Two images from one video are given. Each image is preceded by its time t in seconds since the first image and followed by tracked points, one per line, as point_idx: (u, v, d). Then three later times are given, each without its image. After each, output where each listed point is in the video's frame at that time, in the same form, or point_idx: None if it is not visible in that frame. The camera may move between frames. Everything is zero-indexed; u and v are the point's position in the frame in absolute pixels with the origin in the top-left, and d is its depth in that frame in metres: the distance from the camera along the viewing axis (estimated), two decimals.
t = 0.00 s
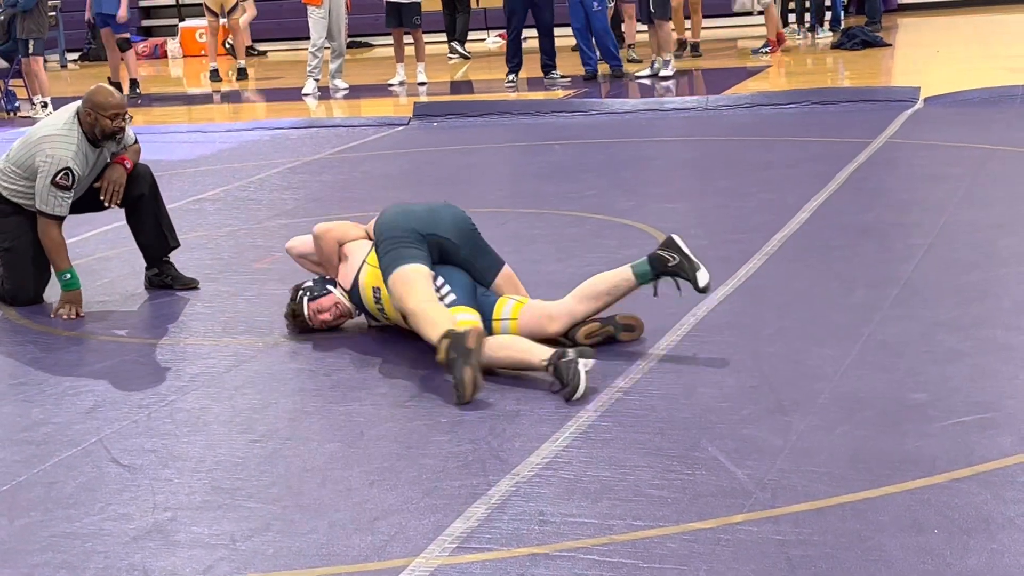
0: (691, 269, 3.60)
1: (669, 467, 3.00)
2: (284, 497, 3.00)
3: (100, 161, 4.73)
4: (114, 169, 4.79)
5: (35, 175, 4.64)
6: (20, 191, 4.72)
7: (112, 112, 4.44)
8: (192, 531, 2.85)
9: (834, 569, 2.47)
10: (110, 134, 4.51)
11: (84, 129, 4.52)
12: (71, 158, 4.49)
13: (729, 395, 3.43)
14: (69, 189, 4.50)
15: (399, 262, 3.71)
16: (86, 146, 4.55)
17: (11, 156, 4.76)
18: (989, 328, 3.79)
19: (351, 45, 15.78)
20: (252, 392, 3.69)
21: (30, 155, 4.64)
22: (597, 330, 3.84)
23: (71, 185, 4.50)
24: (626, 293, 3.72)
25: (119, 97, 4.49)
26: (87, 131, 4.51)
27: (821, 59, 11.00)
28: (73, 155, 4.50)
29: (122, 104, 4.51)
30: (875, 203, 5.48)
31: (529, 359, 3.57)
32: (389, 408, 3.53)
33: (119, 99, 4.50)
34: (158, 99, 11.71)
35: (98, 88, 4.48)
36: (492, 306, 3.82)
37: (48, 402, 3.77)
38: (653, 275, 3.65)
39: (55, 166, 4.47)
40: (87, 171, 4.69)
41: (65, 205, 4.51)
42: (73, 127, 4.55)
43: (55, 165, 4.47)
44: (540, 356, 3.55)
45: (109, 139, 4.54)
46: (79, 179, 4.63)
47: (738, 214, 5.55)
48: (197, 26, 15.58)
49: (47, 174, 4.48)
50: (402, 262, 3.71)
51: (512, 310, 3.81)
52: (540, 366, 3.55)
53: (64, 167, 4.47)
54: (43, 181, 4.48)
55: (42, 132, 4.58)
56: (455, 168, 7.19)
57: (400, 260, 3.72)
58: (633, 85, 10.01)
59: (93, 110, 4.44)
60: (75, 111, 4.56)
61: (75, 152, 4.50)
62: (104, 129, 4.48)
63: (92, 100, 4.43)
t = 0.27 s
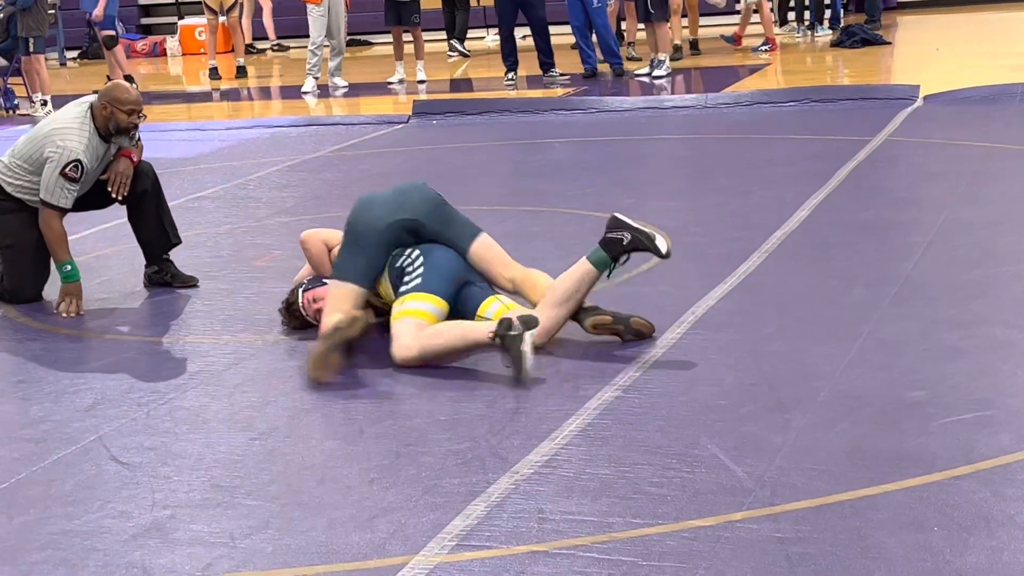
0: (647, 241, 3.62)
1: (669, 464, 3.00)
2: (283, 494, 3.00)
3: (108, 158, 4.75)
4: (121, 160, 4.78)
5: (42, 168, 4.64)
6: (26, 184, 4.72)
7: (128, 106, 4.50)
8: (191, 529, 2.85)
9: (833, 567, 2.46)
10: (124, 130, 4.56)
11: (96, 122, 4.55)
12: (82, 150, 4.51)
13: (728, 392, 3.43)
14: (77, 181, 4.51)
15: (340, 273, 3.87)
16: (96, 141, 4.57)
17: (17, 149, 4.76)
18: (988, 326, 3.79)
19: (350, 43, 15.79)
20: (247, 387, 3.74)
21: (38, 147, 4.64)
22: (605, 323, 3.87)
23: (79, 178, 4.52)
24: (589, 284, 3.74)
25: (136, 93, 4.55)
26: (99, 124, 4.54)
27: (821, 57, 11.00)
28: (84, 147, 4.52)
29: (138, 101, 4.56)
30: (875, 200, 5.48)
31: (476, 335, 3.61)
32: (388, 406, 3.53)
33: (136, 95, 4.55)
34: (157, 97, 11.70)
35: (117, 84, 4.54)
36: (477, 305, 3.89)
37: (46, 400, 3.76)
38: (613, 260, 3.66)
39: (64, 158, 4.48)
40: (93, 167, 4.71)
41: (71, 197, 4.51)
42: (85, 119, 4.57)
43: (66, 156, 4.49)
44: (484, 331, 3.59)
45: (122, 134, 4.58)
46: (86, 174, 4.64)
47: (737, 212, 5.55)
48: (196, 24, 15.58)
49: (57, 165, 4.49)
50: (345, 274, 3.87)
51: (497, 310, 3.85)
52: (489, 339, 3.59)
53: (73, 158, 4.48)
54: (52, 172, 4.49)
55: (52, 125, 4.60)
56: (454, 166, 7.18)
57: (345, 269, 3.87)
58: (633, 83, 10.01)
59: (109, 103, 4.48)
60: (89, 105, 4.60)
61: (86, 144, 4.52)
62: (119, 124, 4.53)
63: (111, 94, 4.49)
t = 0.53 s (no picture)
0: (652, 256, 3.60)
1: (669, 462, 2.99)
2: (283, 492, 3.00)
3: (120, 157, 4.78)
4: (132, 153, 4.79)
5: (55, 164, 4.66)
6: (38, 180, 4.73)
7: (145, 106, 4.54)
8: (192, 526, 2.84)
9: (833, 565, 2.46)
10: (139, 128, 4.60)
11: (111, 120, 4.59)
12: (98, 147, 4.54)
13: (729, 389, 3.43)
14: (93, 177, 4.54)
15: (330, 271, 3.96)
16: (111, 138, 4.61)
17: (28, 145, 4.76)
18: (988, 323, 3.79)
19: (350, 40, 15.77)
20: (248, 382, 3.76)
21: (50, 143, 4.65)
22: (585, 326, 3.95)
23: (96, 174, 4.55)
24: (591, 291, 3.74)
25: (152, 93, 4.60)
26: (115, 122, 4.58)
27: (821, 54, 10.99)
28: (101, 144, 4.55)
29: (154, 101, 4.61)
30: (875, 198, 5.48)
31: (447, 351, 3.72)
32: (388, 403, 3.53)
33: (151, 95, 4.60)
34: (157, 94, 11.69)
35: (134, 84, 4.58)
36: (473, 303, 3.92)
37: (46, 397, 3.76)
38: (618, 273, 3.67)
39: (82, 154, 4.51)
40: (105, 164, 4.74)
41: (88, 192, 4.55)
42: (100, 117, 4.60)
43: (83, 152, 4.52)
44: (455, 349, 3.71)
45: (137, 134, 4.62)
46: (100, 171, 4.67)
47: (737, 210, 5.55)
48: (196, 21, 15.57)
49: (74, 162, 4.52)
50: (335, 273, 3.95)
51: (491, 312, 3.89)
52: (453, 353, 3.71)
53: (91, 155, 4.52)
54: (69, 168, 4.52)
55: (66, 121, 4.62)
56: (454, 163, 7.18)
57: (336, 267, 3.95)
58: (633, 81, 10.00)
59: (127, 102, 4.53)
60: (104, 103, 4.63)
61: (103, 141, 4.56)
62: (134, 123, 4.57)
63: (129, 93, 4.53)
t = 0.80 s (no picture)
0: (671, 268, 3.72)
1: (671, 459, 2.99)
2: (285, 488, 3.00)
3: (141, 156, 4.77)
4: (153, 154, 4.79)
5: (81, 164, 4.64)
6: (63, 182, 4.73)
7: (169, 108, 4.52)
8: (193, 523, 2.84)
9: (835, 561, 2.46)
10: (161, 131, 4.58)
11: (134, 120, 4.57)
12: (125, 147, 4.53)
13: (730, 387, 3.43)
14: (122, 177, 4.54)
15: (356, 259, 3.86)
16: (136, 138, 4.60)
17: (50, 146, 4.74)
18: (990, 320, 3.79)
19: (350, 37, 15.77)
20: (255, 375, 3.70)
21: (74, 143, 4.64)
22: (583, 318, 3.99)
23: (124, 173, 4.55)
24: (604, 298, 3.79)
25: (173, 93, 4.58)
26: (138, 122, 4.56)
27: (822, 51, 10.99)
28: (127, 144, 4.54)
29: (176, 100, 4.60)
30: (876, 195, 5.48)
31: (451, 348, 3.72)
32: (389, 400, 3.53)
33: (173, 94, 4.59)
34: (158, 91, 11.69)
35: (156, 86, 4.57)
36: (476, 301, 3.93)
37: (48, 394, 3.76)
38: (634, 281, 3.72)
39: (111, 155, 4.50)
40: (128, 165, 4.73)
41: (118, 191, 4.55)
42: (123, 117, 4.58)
43: (110, 154, 4.50)
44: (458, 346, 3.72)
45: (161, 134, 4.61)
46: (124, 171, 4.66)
47: (738, 207, 5.54)
48: (196, 18, 15.56)
49: (103, 163, 4.51)
50: (360, 262, 3.85)
51: (496, 308, 3.91)
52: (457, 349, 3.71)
53: (119, 155, 4.50)
54: (98, 169, 4.51)
55: (90, 121, 4.60)
56: (455, 161, 7.17)
57: (362, 257, 3.86)
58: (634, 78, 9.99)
59: (150, 103, 4.51)
60: (126, 103, 4.61)
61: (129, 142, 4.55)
62: (156, 125, 4.54)
63: (152, 95, 4.51)
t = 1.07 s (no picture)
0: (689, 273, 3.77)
1: (673, 456, 2.99)
2: (287, 484, 2.99)
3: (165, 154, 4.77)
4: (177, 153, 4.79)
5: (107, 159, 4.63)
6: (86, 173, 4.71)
7: (202, 109, 4.53)
8: (195, 519, 2.84)
9: (837, 558, 2.46)
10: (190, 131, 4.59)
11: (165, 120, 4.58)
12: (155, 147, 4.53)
13: (732, 383, 3.43)
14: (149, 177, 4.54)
15: (378, 259, 3.79)
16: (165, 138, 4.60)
17: (77, 138, 4.72)
18: (991, 317, 3.78)
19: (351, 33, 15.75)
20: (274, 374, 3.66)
21: (102, 139, 4.62)
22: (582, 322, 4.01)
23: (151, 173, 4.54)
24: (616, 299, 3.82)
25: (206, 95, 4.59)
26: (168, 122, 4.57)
27: (823, 48, 10.97)
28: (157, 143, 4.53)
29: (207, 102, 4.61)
30: (877, 192, 5.47)
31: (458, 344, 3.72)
32: (391, 396, 3.53)
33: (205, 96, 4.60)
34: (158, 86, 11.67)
35: (188, 85, 4.57)
36: (481, 296, 3.94)
37: (49, 389, 3.76)
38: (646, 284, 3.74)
39: (141, 154, 4.50)
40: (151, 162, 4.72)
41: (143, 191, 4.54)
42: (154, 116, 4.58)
43: (140, 152, 4.50)
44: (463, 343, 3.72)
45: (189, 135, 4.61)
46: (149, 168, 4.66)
47: (739, 203, 5.54)
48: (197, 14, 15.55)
49: (132, 161, 4.50)
50: (385, 262, 3.78)
51: (503, 300, 3.93)
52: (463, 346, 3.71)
53: (149, 155, 4.50)
54: (126, 166, 4.50)
55: (118, 118, 4.59)
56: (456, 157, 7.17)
57: (384, 258, 3.79)
58: (635, 74, 9.98)
59: (183, 103, 4.52)
60: (158, 102, 4.60)
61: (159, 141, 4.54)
62: (186, 125, 4.56)
63: (183, 95, 4.52)
